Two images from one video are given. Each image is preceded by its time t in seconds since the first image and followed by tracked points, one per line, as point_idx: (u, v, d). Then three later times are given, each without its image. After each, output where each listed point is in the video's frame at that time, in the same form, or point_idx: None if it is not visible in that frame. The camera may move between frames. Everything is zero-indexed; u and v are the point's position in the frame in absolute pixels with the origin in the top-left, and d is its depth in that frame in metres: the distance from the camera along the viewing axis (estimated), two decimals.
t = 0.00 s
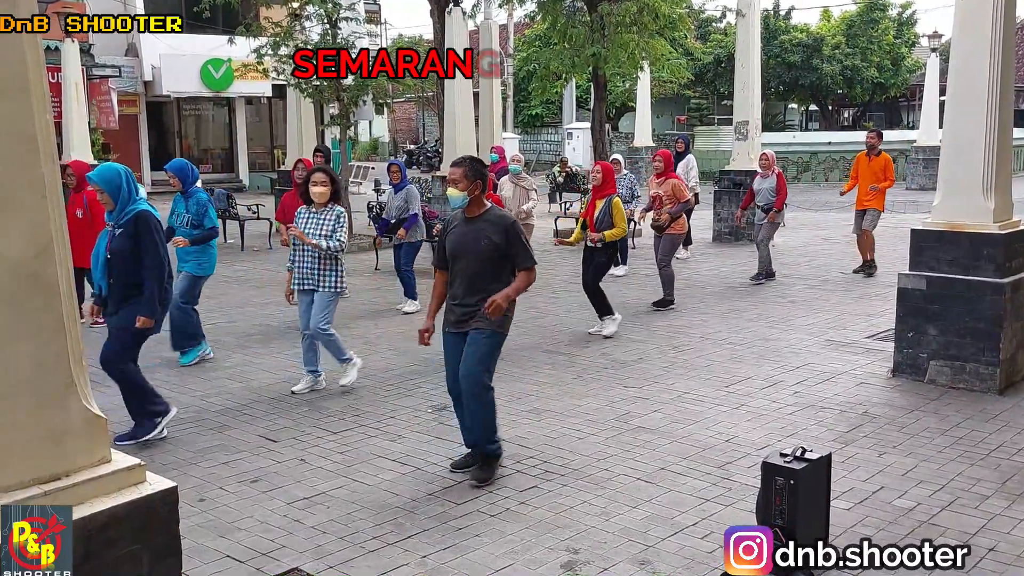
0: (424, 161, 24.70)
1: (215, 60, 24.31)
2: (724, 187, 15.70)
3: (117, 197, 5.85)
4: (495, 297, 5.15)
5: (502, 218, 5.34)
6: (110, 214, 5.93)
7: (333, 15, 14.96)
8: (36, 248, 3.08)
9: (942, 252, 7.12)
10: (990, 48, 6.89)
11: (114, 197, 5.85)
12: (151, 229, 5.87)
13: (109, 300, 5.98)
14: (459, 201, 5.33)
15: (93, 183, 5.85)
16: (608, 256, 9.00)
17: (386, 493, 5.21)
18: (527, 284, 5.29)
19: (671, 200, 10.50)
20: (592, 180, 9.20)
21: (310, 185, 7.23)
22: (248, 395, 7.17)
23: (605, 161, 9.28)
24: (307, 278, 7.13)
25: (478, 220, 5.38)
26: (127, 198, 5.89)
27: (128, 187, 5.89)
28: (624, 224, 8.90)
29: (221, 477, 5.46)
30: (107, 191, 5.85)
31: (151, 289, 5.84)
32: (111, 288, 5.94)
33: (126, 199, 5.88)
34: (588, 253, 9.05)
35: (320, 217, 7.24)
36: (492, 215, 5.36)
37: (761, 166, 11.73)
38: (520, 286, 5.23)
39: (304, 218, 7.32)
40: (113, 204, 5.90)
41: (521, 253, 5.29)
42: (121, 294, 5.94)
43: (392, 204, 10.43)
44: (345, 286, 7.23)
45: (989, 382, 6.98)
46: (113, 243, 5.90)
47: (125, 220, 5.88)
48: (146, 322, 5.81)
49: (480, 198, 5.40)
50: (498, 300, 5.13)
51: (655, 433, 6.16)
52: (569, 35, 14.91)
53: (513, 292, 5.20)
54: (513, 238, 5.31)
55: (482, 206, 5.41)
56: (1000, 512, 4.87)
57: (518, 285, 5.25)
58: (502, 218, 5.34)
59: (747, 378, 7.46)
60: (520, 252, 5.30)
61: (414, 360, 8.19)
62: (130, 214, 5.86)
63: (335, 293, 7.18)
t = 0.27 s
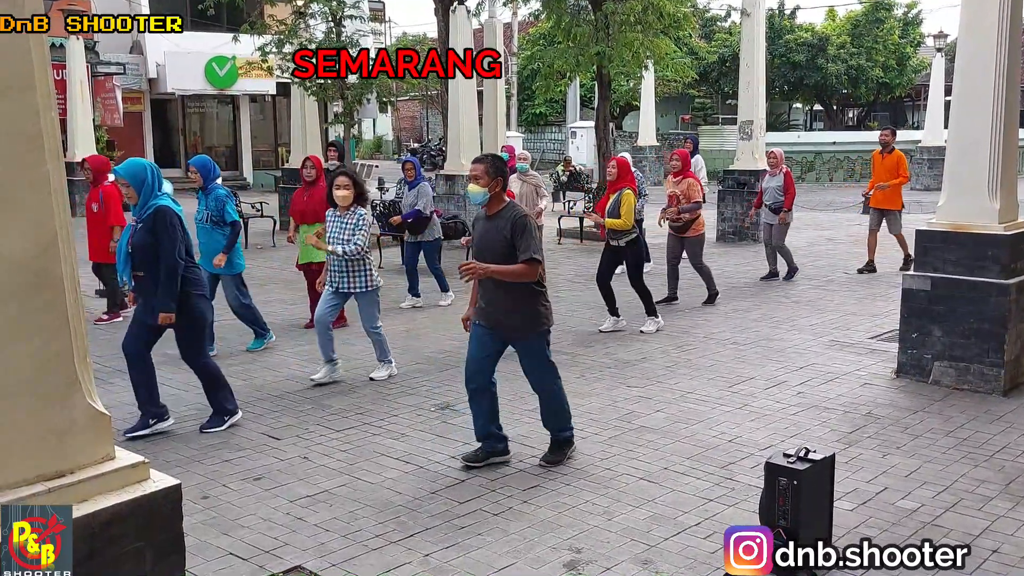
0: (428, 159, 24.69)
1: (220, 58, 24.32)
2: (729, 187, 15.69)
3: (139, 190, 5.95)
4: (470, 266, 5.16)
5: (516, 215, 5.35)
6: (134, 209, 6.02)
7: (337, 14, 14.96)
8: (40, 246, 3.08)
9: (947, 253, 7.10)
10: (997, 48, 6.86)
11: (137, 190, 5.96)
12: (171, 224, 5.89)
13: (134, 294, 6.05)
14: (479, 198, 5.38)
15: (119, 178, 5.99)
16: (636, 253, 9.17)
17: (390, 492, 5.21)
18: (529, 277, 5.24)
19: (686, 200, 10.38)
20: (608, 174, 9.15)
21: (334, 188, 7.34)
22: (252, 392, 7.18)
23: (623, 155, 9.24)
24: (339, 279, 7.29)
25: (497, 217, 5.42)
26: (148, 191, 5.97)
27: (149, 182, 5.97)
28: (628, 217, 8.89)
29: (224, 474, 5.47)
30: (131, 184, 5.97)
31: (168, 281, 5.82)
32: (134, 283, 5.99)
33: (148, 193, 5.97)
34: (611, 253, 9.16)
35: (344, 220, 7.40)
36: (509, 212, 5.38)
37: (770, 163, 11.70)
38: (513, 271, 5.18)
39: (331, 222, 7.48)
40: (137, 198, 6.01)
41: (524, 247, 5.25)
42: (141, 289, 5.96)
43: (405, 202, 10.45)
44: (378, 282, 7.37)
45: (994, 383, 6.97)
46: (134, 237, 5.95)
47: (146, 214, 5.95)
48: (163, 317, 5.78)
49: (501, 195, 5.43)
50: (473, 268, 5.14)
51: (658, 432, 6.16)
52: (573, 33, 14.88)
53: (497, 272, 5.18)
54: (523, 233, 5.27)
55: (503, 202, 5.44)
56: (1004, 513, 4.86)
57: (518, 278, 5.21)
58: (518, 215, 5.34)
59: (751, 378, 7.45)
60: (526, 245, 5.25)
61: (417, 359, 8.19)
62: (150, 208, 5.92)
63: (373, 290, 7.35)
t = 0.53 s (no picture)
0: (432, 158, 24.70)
1: (224, 58, 24.33)
2: (732, 186, 15.69)
3: (160, 191, 6.01)
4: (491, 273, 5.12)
5: (529, 218, 5.33)
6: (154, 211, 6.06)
7: (341, 14, 14.97)
8: (43, 245, 3.08)
9: (952, 252, 7.09)
10: (1001, 48, 6.85)
11: (160, 190, 6.01)
12: (196, 223, 5.97)
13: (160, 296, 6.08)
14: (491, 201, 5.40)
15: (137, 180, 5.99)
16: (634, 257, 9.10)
17: (393, 491, 5.21)
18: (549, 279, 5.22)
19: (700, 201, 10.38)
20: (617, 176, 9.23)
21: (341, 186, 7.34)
22: (256, 392, 7.19)
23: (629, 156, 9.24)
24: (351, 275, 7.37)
25: (509, 219, 5.40)
26: (170, 192, 6.04)
27: (170, 183, 6.04)
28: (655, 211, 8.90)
29: (228, 474, 5.47)
30: (152, 186, 6.02)
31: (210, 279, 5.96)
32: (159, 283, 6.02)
33: (170, 193, 6.04)
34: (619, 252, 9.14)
35: (354, 218, 7.40)
36: (521, 215, 5.36)
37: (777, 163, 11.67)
38: (534, 276, 5.17)
39: (342, 218, 7.53)
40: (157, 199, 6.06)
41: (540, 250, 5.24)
42: (169, 291, 6.00)
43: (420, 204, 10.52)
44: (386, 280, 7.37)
45: (998, 382, 6.95)
46: (156, 238, 5.98)
47: (168, 214, 6.01)
48: (217, 311, 5.93)
49: (512, 197, 5.43)
50: (495, 274, 5.11)
51: (662, 432, 6.15)
52: (577, 33, 14.85)
53: (524, 277, 5.17)
54: (537, 237, 5.26)
55: (515, 205, 5.42)
56: (1009, 513, 4.85)
57: (538, 281, 5.19)
58: (531, 217, 5.33)
59: (754, 378, 7.44)
60: (542, 249, 5.25)
61: (420, 358, 8.18)
62: (173, 209, 5.98)
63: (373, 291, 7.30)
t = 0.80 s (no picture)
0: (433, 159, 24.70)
1: (225, 59, 24.34)
2: (734, 185, 15.69)
3: (162, 189, 5.98)
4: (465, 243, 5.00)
5: (527, 217, 5.31)
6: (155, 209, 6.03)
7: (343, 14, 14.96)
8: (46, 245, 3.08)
9: (954, 251, 7.08)
10: (1003, 46, 6.83)
11: (162, 189, 5.99)
12: (197, 222, 5.96)
13: (159, 296, 6.04)
14: (495, 199, 5.36)
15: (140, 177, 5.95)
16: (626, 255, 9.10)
17: (396, 492, 5.20)
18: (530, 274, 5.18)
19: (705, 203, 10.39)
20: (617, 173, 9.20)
21: (341, 189, 7.31)
22: (258, 393, 7.18)
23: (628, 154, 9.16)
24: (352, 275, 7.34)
25: (511, 216, 5.39)
26: (172, 190, 6.01)
27: (171, 182, 6.00)
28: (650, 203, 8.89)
29: (230, 475, 5.47)
30: (153, 183, 5.98)
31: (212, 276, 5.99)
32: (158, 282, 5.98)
33: (172, 192, 6.02)
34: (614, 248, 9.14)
35: (354, 218, 7.37)
36: (524, 213, 5.36)
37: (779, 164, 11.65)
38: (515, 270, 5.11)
39: (339, 219, 7.46)
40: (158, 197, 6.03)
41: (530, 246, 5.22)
42: (169, 289, 5.96)
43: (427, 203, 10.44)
44: (386, 279, 7.34)
45: (1001, 381, 6.94)
46: (157, 236, 5.95)
47: (169, 213, 5.97)
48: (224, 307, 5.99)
49: (515, 196, 5.40)
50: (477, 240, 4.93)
51: (665, 432, 6.14)
52: (579, 33, 14.83)
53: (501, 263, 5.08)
54: (531, 238, 5.25)
55: (518, 203, 5.42)
56: (1012, 512, 4.84)
57: (518, 275, 5.14)
58: (533, 215, 5.32)
59: (757, 378, 7.43)
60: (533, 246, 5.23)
61: (422, 359, 8.18)
62: (174, 208, 5.95)
63: (380, 288, 7.28)
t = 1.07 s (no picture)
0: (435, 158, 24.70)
1: (226, 59, 24.36)
2: (735, 185, 15.66)
3: (159, 189, 5.92)
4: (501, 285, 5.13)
5: (527, 218, 5.33)
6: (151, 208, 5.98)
7: (344, 14, 14.96)
8: (46, 245, 3.09)
9: (955, 250, 7.07)
10: (1003, 46, 6.83)
11: (158, 188, 5.92)
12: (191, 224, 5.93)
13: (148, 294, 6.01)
14: (491, 201, 5.37)
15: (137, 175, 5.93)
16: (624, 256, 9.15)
17: (397, 492, 5.20)
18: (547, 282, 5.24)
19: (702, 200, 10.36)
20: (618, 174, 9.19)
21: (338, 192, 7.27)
22: (259, 392, 7.19)
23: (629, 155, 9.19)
24: (343, 276, 7.23)
25: (508, 217, 5.38)
26: (169, 191, 5.96)
27: (168, 183, 5.95)
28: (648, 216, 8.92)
29: (232, 475, 5.47)
30: (150, 183, 5.92)
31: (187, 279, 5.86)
32: (148, 282, 5.96)
33: (168, 192, 5.96)
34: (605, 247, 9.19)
35: (349, 219, 7.38)
36: (520, 214, 5.35)
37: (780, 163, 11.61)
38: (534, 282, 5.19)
39: (336, 219, 7.47)
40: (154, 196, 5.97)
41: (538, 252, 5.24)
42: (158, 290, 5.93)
43: (427, 204, 10.43)
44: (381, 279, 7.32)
45: (1002, 381, 6.94)
46: (150, 236, 5.95)
47: (164, 214, 5.94)
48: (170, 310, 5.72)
49: (512, 196, 5.39)
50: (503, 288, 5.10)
51: (667, 431, 6.14)
52: (580, 32, 14.72)
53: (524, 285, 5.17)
54: (535, 237, 5.27)
55: (514, 204, 5.39)
56: (1012, 512, 4.83)
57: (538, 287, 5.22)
58: (532, 217, 5.32)
59: (758, 377, 7.43)
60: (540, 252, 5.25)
61: (423, 359, 8.18)
62: (169, 209, 5.92)
63: (375, 288, 7.29)
